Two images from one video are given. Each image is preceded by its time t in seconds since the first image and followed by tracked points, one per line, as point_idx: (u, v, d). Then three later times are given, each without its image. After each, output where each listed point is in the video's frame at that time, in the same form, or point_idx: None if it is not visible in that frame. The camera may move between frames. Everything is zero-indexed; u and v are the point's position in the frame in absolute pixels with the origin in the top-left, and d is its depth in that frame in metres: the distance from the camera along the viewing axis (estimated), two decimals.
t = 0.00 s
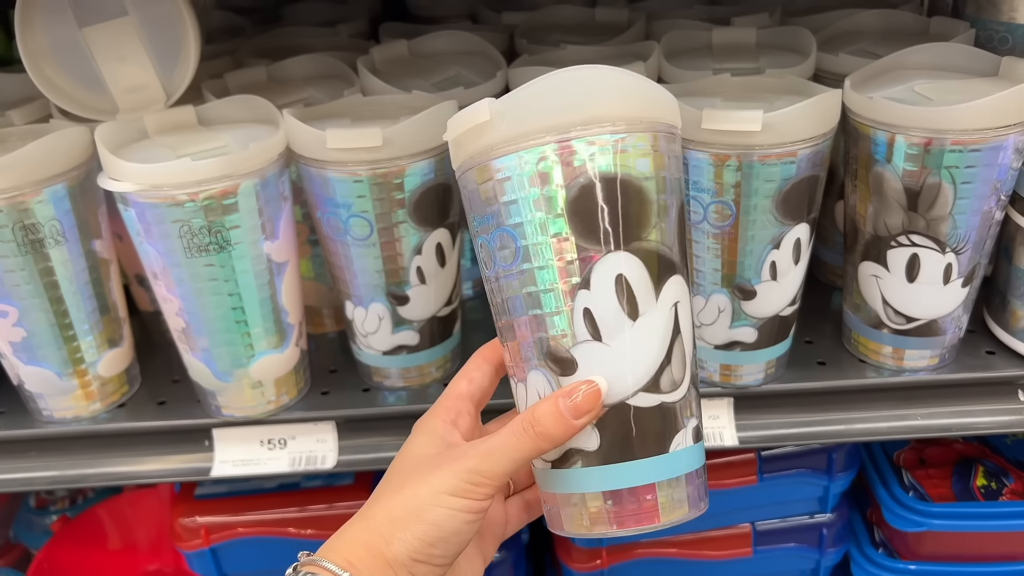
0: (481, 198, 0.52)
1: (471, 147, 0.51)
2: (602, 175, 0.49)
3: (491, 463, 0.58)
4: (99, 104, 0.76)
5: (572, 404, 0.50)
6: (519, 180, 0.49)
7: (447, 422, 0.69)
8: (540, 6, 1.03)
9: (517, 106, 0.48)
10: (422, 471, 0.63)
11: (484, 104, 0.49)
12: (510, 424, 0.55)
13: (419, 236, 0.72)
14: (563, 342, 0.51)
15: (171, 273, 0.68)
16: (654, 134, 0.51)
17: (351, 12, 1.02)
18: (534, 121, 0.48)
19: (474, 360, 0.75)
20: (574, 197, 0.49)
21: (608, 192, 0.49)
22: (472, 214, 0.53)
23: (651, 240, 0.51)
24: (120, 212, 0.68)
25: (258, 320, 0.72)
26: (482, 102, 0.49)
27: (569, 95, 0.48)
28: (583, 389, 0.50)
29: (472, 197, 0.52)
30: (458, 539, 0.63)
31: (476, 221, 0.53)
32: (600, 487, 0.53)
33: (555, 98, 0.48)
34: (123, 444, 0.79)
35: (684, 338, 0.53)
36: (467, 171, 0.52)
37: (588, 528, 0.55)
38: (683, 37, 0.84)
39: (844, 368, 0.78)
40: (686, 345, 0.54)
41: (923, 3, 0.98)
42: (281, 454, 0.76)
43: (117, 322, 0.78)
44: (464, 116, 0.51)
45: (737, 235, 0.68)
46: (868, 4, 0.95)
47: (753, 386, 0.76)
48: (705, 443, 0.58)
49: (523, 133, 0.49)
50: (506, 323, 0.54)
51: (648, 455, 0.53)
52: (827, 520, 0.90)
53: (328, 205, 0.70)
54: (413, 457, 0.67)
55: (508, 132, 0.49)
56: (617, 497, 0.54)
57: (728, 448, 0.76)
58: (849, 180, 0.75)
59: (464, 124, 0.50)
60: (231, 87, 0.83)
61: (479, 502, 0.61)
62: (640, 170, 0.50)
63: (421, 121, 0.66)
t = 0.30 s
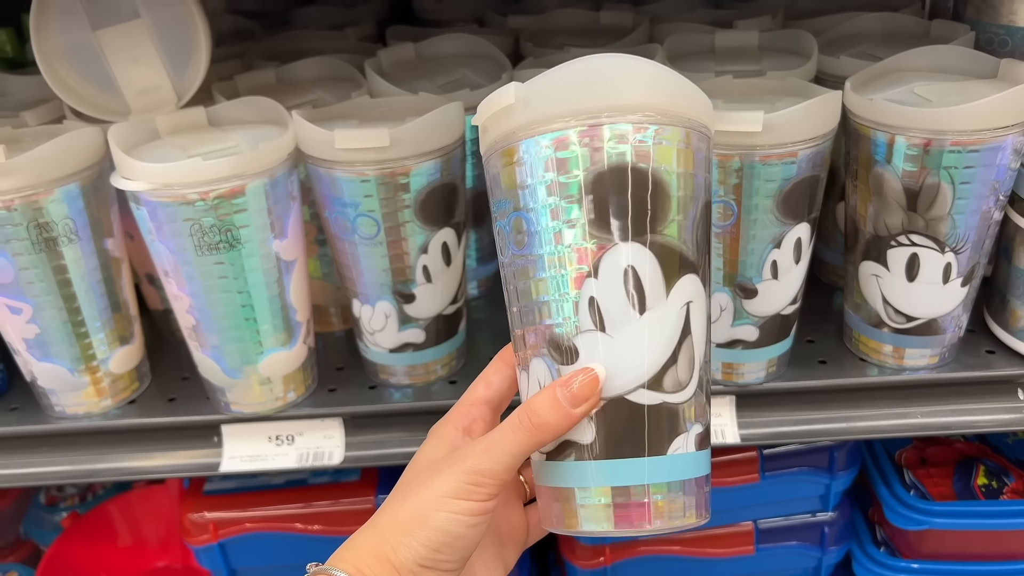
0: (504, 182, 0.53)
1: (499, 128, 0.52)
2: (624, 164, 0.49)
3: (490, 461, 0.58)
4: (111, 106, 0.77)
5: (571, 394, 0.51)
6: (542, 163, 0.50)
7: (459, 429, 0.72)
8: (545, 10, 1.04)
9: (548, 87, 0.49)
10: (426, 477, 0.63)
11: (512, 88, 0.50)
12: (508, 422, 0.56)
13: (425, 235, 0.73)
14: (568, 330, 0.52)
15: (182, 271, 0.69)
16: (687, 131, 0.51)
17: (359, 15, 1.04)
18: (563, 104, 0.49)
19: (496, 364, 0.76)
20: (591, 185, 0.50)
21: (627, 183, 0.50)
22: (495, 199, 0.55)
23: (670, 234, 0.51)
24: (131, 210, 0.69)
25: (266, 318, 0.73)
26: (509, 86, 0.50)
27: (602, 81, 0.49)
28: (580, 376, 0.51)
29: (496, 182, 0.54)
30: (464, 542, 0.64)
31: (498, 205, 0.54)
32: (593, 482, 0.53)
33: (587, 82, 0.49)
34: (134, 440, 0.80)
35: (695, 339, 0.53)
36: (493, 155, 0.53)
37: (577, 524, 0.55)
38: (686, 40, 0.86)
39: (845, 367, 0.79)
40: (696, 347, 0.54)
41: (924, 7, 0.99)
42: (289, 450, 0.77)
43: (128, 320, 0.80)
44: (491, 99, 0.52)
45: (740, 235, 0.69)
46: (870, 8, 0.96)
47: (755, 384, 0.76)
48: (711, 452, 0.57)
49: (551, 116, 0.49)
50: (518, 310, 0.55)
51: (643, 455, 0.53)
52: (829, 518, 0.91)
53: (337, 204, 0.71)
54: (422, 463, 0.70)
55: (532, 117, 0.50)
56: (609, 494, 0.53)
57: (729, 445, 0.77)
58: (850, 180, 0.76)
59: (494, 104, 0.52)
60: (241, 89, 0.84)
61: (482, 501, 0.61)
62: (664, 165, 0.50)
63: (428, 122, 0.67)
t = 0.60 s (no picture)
0: (488, 175, 0.53)
1: (482, 119, 0.51)
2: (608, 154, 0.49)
3: (478, 464, 0.59)
4: (115, 107, 0.78)
5: (556, 397, 0.51)
6: (526, 155, 0.50)
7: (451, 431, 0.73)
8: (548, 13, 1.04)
9: (530, 76, 0.49)
10: (416, 480, 0.63)
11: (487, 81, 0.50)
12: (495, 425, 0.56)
13: (427, 237, 0.73)
14: (552, 325, 0.52)
15: (184, 272, 0.70)
16: (671, 117, 0.52)
17: (362, 18, 1.04)
18: (546, 94, 0.49)
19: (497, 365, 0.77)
20: (576, 176, 0.50)
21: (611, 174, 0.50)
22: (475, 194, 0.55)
23: (654, 224, 0.51)
24: (135, 212, 0.69)
25: (269, 318, 0.73)
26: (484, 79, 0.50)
27: (586, 66, 0.49)
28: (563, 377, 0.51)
29: (475, 177, 0.54)
30: (455, 543, 0.64)
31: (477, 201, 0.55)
32: (583, 481, 0.54)
33: (572, 69, 0.49)
34: (136, 440, 0.80)
35: (680, 330, 0.53)
36: (471, 149, 0.53)
37: (568, 523, 0.55)
38: (688, 43, 0.86)
39: (845, 369, 0.79)
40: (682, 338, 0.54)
41: (927, 9, 0.98)
42: (290, 450, 0.78)
43: (130, 320, 0.80)
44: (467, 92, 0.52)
45: (740, 237, 0.69)
46: (873, 10, 0.96)
47: (756, 386, 0.76)
48: (702, 448, 0.58)
49: (531, 106, 0.49)
50: (504, 306, 0.55)
51: (635, 452, 0.53)
52: (830, 522, 0.90)
53: (339, 206, 0.72)
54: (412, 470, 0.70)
55: (509, 109, 0.50)
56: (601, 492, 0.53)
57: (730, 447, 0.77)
58: (851, 183, 0.76)
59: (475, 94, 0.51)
60: (245, 91, 0.84)
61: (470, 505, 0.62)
62: (647, 153, 0.51)
63: (429, 124, 0.68)
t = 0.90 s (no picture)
0: (459, 165, 0.54)
1: (454, 107, 0.52)
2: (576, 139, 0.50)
3: (443, 473, 0.60)
4: (119, 104, 0.78)
5: (503, 388, 0.52)
6: (494, 141, 0.51)
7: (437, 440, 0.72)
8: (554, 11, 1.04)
9: (500, 61, 0.50)
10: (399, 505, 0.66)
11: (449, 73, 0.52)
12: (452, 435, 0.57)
13: (431, 235, 0.72)
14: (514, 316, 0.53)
15: (188, 270, 0.69)
16: (644, 108, 0.52)
17: (368, 16, 1.04)
18: (517, 79, 0.50)
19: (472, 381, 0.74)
20: (541, 161, 0.50)
21: (576, 159, 0.50)
22: (447, 189, 0.56)
23: (621, 211, 0.51)
24: (138, 209, 0.69)
25: (272, 317, 0.73)
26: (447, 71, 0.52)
27: (555, 53, 0.49)
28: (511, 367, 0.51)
29: (446, 172, 0.56)
30: (443, 564, 0.67)
31: (449, 196, 0.56)
32: (549, 479, 0.53)
33: (540, 54, 0.49)
34: (139, 438, 0.80)
35: (645, 321, 0.53)
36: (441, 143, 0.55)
37: (540, 525, 0.53)
38: (695, 41, 0.85)
39: (854, 371, 0.78)
40: (648, 330, 0.53)
41: (937, 8, 0.98)
42: (294, 449, 0.77)
43: (134, 319, 0.80)
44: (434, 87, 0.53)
45: (748, 236, 0.68)
46: (883, 9, 0.95)
47: (763, 387, 0.76)
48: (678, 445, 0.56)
49: (492, 94, 0.50)
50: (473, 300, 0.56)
51: (597, 449, 0.52)
52: (838, 524, 0.90)
53: (343, 204, 0.71)
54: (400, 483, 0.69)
55: (471, 100, 0.51)
56: (568, 492, 0.53)
57: (737, 449, 0.76)
58: (860, 182, 0.75)
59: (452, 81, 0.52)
60: (249, 89, 0.84)
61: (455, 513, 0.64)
62: (614, 139, 0.51)
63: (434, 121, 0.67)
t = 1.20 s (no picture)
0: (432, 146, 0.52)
1: (429, 85, 0.51)
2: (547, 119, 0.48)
3: (412, 465, 0.58)
4: (131, 107, 0.78)
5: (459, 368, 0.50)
6: (464, 121, 0.49)
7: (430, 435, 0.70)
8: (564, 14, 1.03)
9: (472, 37, 0.48)
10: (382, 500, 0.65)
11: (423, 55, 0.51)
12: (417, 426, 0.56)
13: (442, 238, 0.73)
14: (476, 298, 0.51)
15: (199, 272, 0.70)
16: (622, 89, 0.50)
17: (378, 18, 1.04)
18: (490, 56, 0.48)
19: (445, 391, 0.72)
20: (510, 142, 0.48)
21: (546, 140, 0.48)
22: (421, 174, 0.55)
23: (584, 195, 0.49)
24: (150, 211, 0.69)
25: (282, 319, 0.73)
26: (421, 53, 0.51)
27: (528, 32, 0.47)
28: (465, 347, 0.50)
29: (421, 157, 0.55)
30: (428, 561, 0.65)
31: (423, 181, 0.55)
32: (512, 460, 0.50)
33: (513, 33, 0.47)
34: (149, 439, 0.80)
35: (602, 304, 0.50)
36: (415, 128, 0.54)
37: (503, 508, 0.50)
38: (705, 45, 0.85)
39: (863, 375, 0.78)
40: (604, 315, 0.50)
41: (947, 11, 0.97)
42: (304, 451, 0.78)
43: (144, 320, 0.80)
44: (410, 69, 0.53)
45: (758, 240, 0.68)
46: (894, 12, 0.95)
47: (772, 392, 0.76)
48: (648, 432, 0.53)
49: (458, 75, 0.49)
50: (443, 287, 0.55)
51: (555, 430, 0.49)
52: (846, 529, 0.89)
53: (353, 206, 0.72)
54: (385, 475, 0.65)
55: (440, 81, 0.50)
56: (525, 473, 0.50)
57: (746, 453, 0.76)
58: (869, 187, 0.75)
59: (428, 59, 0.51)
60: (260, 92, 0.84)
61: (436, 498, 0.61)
62: (588, 121, 0.49)
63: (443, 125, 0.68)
